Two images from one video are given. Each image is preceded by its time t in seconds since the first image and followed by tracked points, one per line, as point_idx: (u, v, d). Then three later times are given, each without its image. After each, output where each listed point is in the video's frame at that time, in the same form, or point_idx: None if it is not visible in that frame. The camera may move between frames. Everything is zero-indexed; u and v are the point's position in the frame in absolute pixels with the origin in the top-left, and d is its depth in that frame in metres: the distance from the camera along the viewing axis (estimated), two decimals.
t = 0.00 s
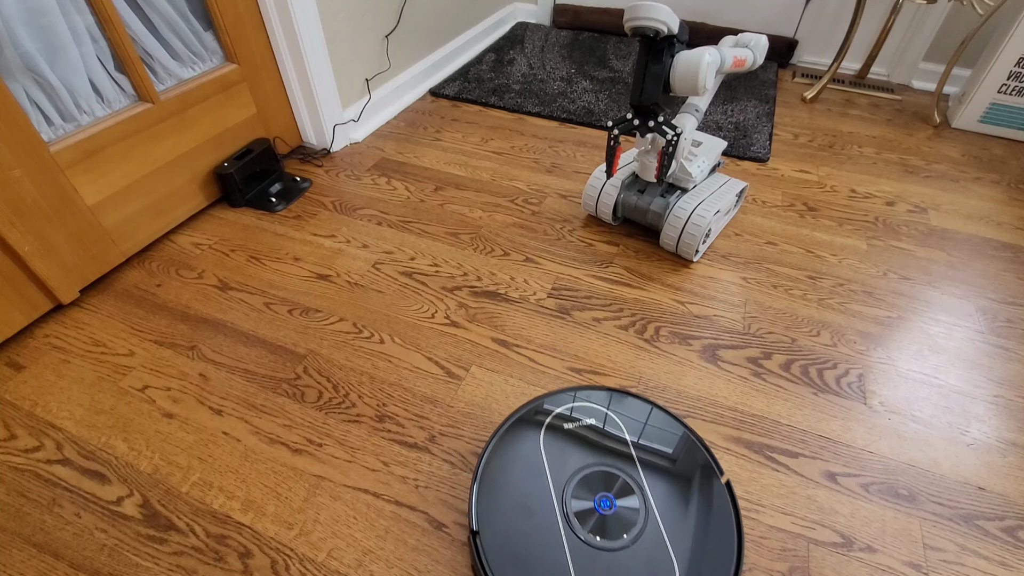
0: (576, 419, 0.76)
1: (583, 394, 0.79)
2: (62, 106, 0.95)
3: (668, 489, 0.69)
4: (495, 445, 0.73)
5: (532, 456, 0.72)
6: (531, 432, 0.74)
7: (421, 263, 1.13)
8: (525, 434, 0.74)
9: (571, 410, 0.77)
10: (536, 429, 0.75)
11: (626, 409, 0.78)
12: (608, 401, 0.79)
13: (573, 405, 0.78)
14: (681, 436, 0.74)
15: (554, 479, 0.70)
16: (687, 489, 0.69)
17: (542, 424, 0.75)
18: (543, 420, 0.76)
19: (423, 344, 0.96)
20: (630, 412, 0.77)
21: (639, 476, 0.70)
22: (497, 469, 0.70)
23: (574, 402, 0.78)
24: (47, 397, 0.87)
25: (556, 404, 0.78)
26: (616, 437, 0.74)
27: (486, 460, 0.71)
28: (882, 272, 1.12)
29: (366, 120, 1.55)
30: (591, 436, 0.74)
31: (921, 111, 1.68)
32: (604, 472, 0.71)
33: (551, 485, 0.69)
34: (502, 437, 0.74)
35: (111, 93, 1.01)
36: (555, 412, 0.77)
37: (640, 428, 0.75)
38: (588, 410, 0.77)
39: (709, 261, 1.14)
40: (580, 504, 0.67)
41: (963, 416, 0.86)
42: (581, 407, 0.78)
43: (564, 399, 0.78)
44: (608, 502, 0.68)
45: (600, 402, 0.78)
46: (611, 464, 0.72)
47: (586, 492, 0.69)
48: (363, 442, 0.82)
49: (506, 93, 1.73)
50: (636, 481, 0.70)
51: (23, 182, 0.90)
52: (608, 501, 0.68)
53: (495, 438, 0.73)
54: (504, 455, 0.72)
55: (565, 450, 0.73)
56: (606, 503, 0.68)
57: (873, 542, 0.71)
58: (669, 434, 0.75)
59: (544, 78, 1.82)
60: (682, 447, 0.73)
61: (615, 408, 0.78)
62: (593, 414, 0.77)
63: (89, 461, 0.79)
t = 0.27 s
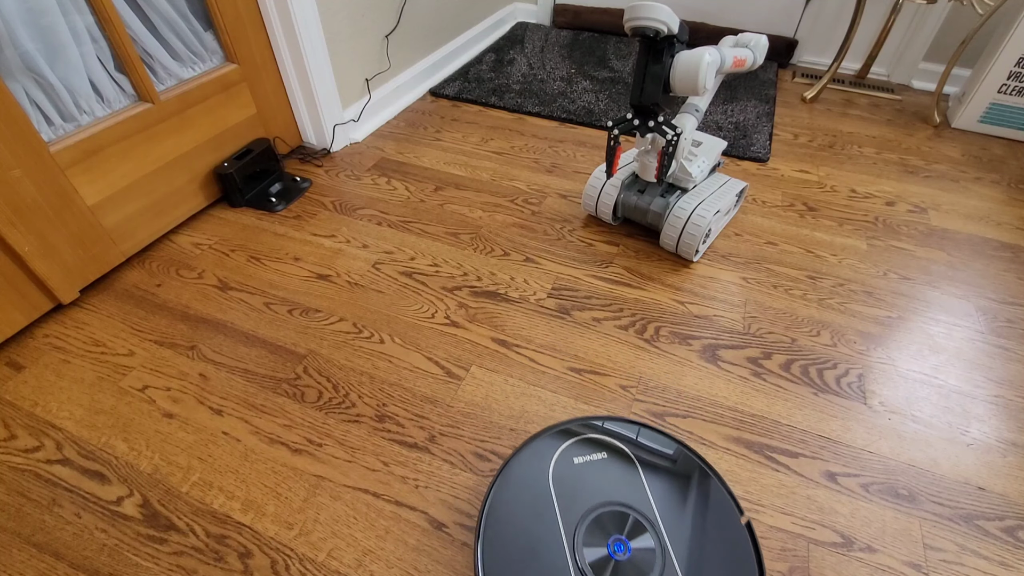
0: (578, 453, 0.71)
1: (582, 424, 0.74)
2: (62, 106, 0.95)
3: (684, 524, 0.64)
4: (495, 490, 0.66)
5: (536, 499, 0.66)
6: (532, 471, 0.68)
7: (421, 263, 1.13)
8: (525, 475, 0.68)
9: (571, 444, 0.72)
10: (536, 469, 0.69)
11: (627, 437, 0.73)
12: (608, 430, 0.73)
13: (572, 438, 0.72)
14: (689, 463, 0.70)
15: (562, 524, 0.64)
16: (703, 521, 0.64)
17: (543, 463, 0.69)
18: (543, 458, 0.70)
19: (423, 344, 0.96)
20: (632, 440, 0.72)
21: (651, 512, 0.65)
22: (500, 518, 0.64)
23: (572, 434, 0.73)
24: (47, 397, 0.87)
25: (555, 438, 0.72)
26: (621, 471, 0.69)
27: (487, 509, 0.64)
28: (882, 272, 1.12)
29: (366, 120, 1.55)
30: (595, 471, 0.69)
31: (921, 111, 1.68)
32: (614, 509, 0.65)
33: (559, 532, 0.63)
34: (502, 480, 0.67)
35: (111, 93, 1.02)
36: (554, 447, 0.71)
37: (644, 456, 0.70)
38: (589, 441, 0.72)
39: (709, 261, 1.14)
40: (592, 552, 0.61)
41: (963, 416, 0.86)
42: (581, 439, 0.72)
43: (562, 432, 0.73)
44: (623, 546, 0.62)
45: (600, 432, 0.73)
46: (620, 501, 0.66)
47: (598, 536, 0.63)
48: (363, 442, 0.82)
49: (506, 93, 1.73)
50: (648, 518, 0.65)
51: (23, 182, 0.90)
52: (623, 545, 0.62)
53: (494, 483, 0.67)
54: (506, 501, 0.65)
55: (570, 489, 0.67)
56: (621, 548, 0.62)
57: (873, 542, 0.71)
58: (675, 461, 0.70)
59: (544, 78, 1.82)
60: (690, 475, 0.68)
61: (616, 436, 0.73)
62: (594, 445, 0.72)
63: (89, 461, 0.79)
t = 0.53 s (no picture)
0: (584, 490, 0.66)
1: (587, 457, 0.69)
2: (62, 105, 0.95)
3: (700, 565, 0.60)
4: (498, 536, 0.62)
5: (542, 543, 0.61)
6: (537, 513, 0.64)
7: (421, 263, 1.13)
8: (530, 517, 0.64)
9: (576, 480, 0.67)
10: (542, 511, 0.64)
11: (636, 470, 0.68)
12: (615, 463, 0.69)
13: (578, 473, 0.68)
14: (701, 495, 0.65)
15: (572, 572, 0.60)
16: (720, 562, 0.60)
17: (549, 503, 0.65)
18: (548, 498, 0.65)
19: (423, 344, 0.96)
20: (640, 473, 0.68)
21: (665, 554, 0.61)
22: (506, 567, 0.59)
23: (578, 468, 0.68)
24: (46, 397, 0.87)
25: (560, 475, 0.67)
26: (632, 508, 0.65)
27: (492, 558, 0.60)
28: (882, 272, 1.12)
29: (366, 120, 1.55)
30: (603, 510, 0.64)
31: (921, 111, 1.68)
32: (625, 552, 0.61)
33: None
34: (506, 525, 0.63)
35: (111, 93, 1.02)
36: (559, 484, 0.66)
37: (654, 490, 0.66)
38: (595, 476, 0.67)
39: (709, 261, 1.14)
40: None
41: (963, 416, 0.86)
42: (587, 473, 0.68)
43: (567, 467, 0.68)
44: None
45: (607, 465, 0.68)
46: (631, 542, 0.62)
47: None
48: (363, 442, 0.82)
49: (506, 93, 1.73)
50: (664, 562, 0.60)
51: (23, 182, 0.90)
52: None
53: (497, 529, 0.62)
54: (512, 548, 0.61)
55: (578, 530, 0.63)
56: None
57: (873, 542, 0.71)
58: (687, 494, 0.65)
59: (544, 78, 1.82)
60: (703, 509, 0.64)
61: (623, 469, 0.68)
62: (602, 481, 0.67)
63: (89, 461, 0.79)
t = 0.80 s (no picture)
0: (585, 520, 0.66)
1: (588, 486, 0.69)
2: (43, 109, 0.93)
3: None
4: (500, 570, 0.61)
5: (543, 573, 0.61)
6: (538, 545, 0.63)
7: (410, 263, 1.12)
8: (531, 549, 0.63)
9: (578, 510, 0.66)
10: (544, 543, 0.63)
11: (636, 499, 0.68)
12: (615, 492, 0.68)
13: (578, 503, 0.67)
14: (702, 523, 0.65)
15: None
16: None
17: (550, 535, 0.64)
18: (549, 530, 0.65)
19: (414, 344, 0.96)
20: (640, 502, 0.68)
21: None
22: None
23: (578, 498, 0.67)
24: (30, 406, 0.86)
25: (561, 505, 0.67)
26: (632, 539, 0.65)
27: None
28: (870, 266, 1.12)
29: (354, 121, 1.54)
30: (604, 541, 0.64)
31: (906, 106, 1.69)
32: None
33: None
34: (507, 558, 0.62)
35: (92, 96, 1.00)
36: (560, 516, 0.66)
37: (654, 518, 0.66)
38: (596, 506, 0.67)
39: (698, 258, 1.14)
40: None
41: (949, 406, 0.87)
42: (588, 503, 0.67)
43: (568, 496, 0.68)
44: None
45: (608, 494, 0.68)
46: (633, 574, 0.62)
47: None
48: (353, 445, 0.81)
49: (495, 92, 1.73)
50: None
51: (3, 187, 0.88)
52: None
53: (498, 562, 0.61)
54: None
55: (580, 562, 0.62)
56: None
57: (862, 532, 0.72)
58: (688, 522, 0.65)
59: (532, 77, 1.82)
60: (704, 537, 0.64)
61: (623, 498, 0.68)
62: (602, 511, 0.67)
63: (74, 470, 0.78)
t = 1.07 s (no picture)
0: (577, 499, 0.66)
1: (580, 466, 0.69)
2: (39, 110, 0.93)
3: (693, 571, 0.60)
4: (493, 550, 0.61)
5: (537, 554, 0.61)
6: (531, 524, 0.63)
7: (409, 264, 1.12)
8: (524, 528, 0.63)
9: (569, 489, 0.67)
10: (536, 522, 0.64)
11: (629, 480, 0.68)
12: (606, 472, 0.69)
13: (571, 485, 0.67)
14: (693, 502, 0.66)
15: None
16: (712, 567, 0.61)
17: (542, 513, 0.64)
18: (542, 508, 0.65)
19: (413, 344, 0.96)
20: (631, 481, 0.68)
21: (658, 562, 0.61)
22: None
23: (570, 477, 0.68)
24: (28, 406, 0.86)
25: (553, 484, 0.67)
26: (624, 516, 0.65)
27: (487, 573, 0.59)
28: (867, 265, 1.13)
29: (352, 121, 1.54)
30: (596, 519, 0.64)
31: (903, 105, 1.70)
32: (619, 562, 0.61)
33: None
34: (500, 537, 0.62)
35: (90, 96, 1.00)
36: (552, 495, 0.66)
37: (645, 497, 0.67)
38: (587, 485, 0.67)
39: (697, 257, 1.15)
40: None
41: (947, 406, 0.87)
42: (583, 486, 0.67)
43: (560, 477, 0.68)
44: None
45: (599, 473, 0.68)
46: (626, 551, 0.62)
47: None
48: (352, 445, 0.81)
49: (493, 92, 1.73)
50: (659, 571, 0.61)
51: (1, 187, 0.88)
52: None
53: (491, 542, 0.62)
54: (507, 561, 0.60)
55: (572, 540, 0.63)
56: None
57: (862, 533, 0.72)
58: (679, 501, 0.66)
59: (530, 76, 1.82)
60: (694, 515, 0.64)
61: (616, 480, 0.68)
62: (594, 489, 0.67)
63: (73, 470, 0.78)
